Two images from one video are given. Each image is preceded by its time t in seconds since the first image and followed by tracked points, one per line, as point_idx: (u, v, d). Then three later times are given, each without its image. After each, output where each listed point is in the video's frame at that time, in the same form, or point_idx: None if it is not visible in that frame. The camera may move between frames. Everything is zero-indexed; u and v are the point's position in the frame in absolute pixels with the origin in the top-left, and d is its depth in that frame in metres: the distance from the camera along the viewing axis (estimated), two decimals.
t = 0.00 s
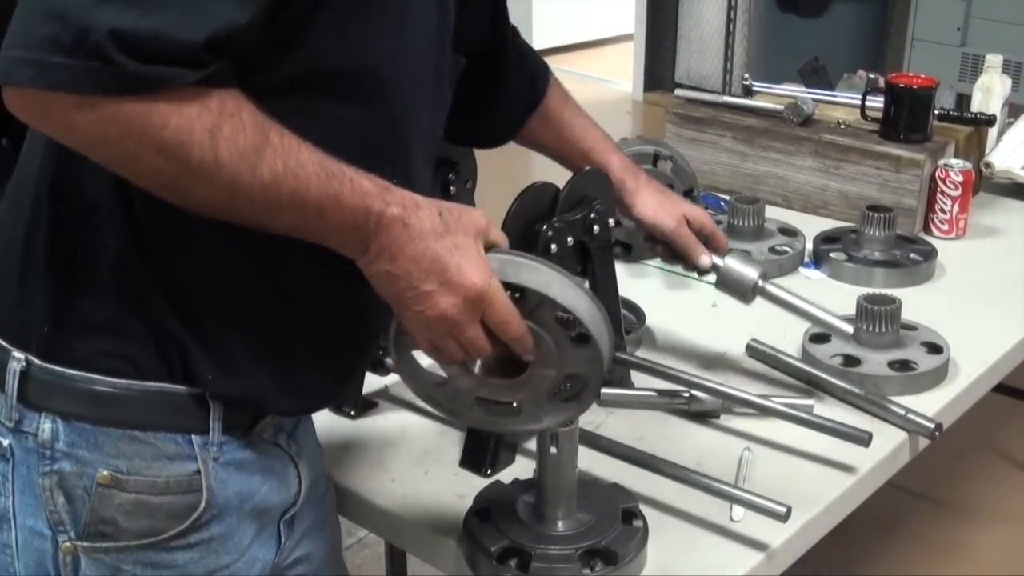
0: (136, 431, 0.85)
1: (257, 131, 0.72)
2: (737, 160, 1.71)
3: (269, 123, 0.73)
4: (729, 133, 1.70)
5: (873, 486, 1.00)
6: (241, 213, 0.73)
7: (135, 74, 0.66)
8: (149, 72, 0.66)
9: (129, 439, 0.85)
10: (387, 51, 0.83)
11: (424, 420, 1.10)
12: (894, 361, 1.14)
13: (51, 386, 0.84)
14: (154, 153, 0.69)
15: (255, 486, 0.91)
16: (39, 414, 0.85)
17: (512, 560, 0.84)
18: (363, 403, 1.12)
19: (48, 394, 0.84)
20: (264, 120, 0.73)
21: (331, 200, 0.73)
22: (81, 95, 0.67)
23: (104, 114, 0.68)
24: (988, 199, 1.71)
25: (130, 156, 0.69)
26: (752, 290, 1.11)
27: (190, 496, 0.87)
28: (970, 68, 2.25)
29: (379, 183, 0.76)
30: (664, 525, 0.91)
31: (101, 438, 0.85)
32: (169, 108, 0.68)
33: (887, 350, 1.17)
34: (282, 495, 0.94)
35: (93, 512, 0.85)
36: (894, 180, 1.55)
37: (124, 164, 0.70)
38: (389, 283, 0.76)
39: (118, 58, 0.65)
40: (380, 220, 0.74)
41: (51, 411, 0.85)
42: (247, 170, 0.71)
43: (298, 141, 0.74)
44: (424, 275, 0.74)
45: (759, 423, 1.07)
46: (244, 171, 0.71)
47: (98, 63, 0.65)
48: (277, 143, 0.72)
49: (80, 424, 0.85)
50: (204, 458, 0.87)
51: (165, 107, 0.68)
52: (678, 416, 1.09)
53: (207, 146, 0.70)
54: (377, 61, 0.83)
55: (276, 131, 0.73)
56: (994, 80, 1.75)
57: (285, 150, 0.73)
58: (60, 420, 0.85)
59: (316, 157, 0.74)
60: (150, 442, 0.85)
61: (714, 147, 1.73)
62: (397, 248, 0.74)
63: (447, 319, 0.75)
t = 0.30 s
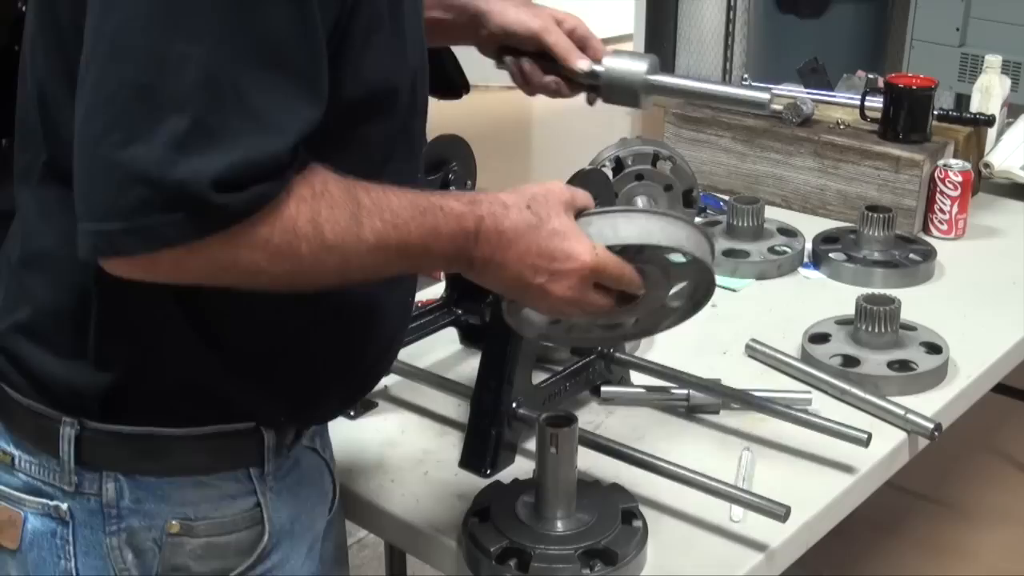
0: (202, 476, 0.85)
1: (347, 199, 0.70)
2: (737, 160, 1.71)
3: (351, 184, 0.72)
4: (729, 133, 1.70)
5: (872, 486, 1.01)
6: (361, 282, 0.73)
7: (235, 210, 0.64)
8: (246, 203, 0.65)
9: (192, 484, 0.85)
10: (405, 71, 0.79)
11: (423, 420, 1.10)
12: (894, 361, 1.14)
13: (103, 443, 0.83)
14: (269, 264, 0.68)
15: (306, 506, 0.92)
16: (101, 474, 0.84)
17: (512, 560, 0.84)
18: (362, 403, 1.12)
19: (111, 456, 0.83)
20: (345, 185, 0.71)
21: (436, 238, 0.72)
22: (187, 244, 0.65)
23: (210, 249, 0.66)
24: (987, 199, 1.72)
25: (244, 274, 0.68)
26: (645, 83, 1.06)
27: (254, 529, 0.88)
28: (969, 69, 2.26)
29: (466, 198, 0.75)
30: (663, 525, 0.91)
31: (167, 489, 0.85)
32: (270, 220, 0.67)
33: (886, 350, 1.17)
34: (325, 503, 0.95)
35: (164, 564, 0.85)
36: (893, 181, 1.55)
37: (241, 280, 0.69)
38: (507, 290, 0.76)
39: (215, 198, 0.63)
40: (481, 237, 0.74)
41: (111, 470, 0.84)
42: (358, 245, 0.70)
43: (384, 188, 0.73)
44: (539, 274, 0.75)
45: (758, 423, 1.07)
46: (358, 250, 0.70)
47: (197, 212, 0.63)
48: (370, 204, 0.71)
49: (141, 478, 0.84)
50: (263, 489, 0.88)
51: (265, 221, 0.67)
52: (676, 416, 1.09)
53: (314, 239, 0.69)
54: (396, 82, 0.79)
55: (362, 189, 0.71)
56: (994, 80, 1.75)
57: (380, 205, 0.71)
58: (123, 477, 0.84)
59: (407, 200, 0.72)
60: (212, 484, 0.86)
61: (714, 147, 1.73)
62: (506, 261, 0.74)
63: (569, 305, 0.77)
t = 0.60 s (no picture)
0: (215, 503, 0.89)
1: (356, 234, 0.72)
2: (737, 161, 1.71)
3: (355, 216, 0.73)
4: (729, 133, 1.70)
5: (873, 487, 1.00)
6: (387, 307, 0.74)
7: (253, 283, 0.65)
8: (259, 274, 0.65)
9: (206, 512, 0.89)
10: (373, 96, 0.82)
11: (424, 420, 1.10)
12: (894, 361, 1.14)
13: (113, 485, 0.85)
14: (296, 317, 0.70)
15: (310, 521, 0.98)
16: (110, 511, 0.86)
17: (512, 560, 0.84)
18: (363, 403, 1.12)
19: (120, 493, 0.85)
20: (348, 219, 0.72)
21: (452, 246, 0.73)
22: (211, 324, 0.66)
23: (235, 322, 0.68)
24: (988, 199, 1.72)
25: (271, 333, 0.70)
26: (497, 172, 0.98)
27: (265, 552, 0.94)
28: (970, 69, 2.26)
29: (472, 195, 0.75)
30: (664, 526, 0.91)
31: (179, 521, 0.88)
32: (286, 277, 0.68)
33: (887, 350, 1.17)
34: (327, 513, 1.01)
35: None
36: (894, 181, 1.55)
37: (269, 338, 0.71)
38: (537, 276, 0.78)
39: (229, 278, 0.63)
40: (498, 232, 0.74)
41: (122, 506, 0.86)
42: (377, 276, 0.71)
43: (389, 211, 0.74)
44: (566, 253, 0.76)
45: (760, 424, 1.07)
46: (377, 284, 0.71)
47: (209, 297, 0.64)
48: (379, 232, 0.72)
49: (151, 510, 0.87)
50: (271, 510, 0.93)
51: (282, 281, 0.68)
52: (678, 416, 1.09)
53: (333, 283, 0.70)
54: (367, 110, 0.81)
55: (367, 218, 0.73)
56: (994, 80, 1.75)
57: (390, 228, 0.72)
58: (134, 512, 0.86)
59: (415, 216, 0.73)
60: (226, 511, 0.90)
61: (714, 147, 1.73)
62: (529, 250, 0.75)
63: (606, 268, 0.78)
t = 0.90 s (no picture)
0: (192, 524, 0.90)
1: (308, 255, 0.72)
2: (738, 161, 1.71)
3: (308, 237, 0.73)
4: (729, 133, 1.70)
5: (873, 486, 1.00)
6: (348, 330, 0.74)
7: (202, 312, 0.65)
8: (207, 301, 0.65)
9: (184, 534, 0.90)
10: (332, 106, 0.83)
11: (424, 420, 1.10)
12: (894, 361, 1.14)
13: (85, 510, 0.86)
14: (251, 342, 0.70)
15: (293, 536, 0.99)
16: (86, 534, 0.87)
17: (512, 560, 0.84)
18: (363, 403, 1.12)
19: (93, 515, 0.86)
20: (301, 239, 0.72)
21: (407, 263, 0.74)
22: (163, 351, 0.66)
23: (191, 351, 0.68)
24: (988, 199, 1.72)
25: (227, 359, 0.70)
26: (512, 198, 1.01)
27: (248, 571, 0.95)
28: (970, 69, 2.26)
29: (426, 213, 0.76)
30: (664, 525, 0.91)
31: (154, 542, 0.89)
32: (238, 302, 0.68)
33: (887, 350, 1.16)
34: (309, 525, 1.02)
35: None
36: (894, 181, 1.55)
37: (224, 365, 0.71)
38: (502, 289, 0.78)
39: (176, 307, 0.63)
40: (455, 243, 0.75)
41: (98, 530, 0.86)
42: (332, 298, 0.71)
43: (343, 230, 0.74)
44: (529, 255, 0.78)
45: (761, 423, 1.07)
46: (332, 305, 0.71)
47: (158, 325, 0.63)
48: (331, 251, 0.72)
49: (126, 533, 0.87)
50: (253, 528, 0.94)
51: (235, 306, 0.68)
52: (678, 415, 1.09)
53: (288, 306, 0.70)
54: (329, 123, 0.82)
55: (319, 239, 0.73)
56: (994, 80, 1.75)
57: (344, 248, 0.73)
58: (110, 535, 0.87)
59: (368, 235, 0.74)
60: (205, 532, 0.91)
61: (714, 147, 1.73)
62: (487, 262, 0.76)
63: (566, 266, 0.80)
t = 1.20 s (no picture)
0: (182, 537, 0.90)
1: (299, 256, 0.72)
2: (738, 160, 1.71)
3: (299, 240, 0.73)
4: (730, 133, 1.70)
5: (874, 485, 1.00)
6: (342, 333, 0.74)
7: (193, 313, 0.65)
8: (196, 305, 0.65)
9: (173, 548, 0.90)
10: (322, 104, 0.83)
11: (424, 420, 1.10)
12: (895, 360, 1.14)
13: (73, 524, 0.86)
14: (241, 345, 0.70)
15: (286, 546, 1.00)
16: (74, 548, 0.87)
17: (512, 560, 0.84)
18: (363, 403, 1.12)
19: (79, 528, 0.86)
20: (292, 241, 0.73)
21: (398, 263, 0.74)
22: (153, 357, 0.66)
23: (180, 359, 0.68)
24: (989, 198, 1.71)
25: (216, 364, 0.70)
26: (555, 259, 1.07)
27: None
28: (970, 69, 2.27)
29: (417, 216, 0.77)
30: (665, 525, 0.91)
31: (142, 556, 0.89)
32: (228, 306, 0.68)
33: (887, 350, 1.17)
34: (304, 535, 1.02)
35: None
36: (894, 180, 1.55)
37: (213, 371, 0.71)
38: (497, 288, 0.79)
39: (166, 308, 0.63)
40: (446, 241, 0.76)
41: (86, 544, 0.87)
42: (324, 299, 0.71)
43: (334, 233, 0.74)
44: (523, 250, 0.79)
45: (761, 423, 1.07)
46: (326, 306, 0.71)
47: (147, 328, 0.63)
48: (322, 253, 0.72)
49: (115, 547, 0.88)
50: (245, 541, 0.95)
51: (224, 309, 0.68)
52: (679, 415, 1.09)
53: (280, 308, 0.70)
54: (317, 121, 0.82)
55: (310, 241, 0.73)
56: (994, 80, 1.75)
57: (335, 250, 0.73)
58: (98, 549, 0.87)
59: (359, 237, 0.74)
60: (194, 545, 0.91)
61: (715, 147, 1.73)
62: (481, 259, 0.77)
63: (561, 262, 0.81)
